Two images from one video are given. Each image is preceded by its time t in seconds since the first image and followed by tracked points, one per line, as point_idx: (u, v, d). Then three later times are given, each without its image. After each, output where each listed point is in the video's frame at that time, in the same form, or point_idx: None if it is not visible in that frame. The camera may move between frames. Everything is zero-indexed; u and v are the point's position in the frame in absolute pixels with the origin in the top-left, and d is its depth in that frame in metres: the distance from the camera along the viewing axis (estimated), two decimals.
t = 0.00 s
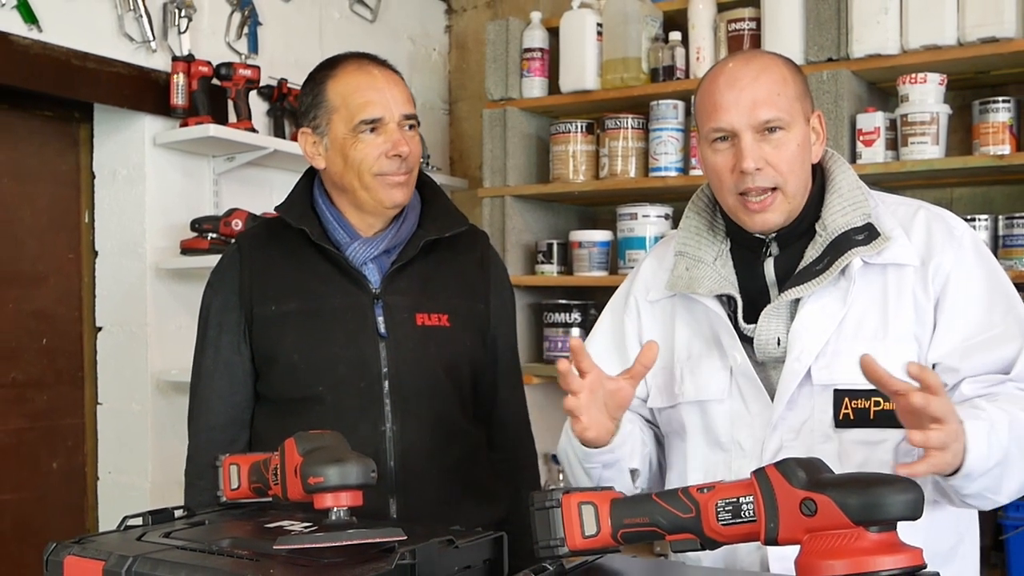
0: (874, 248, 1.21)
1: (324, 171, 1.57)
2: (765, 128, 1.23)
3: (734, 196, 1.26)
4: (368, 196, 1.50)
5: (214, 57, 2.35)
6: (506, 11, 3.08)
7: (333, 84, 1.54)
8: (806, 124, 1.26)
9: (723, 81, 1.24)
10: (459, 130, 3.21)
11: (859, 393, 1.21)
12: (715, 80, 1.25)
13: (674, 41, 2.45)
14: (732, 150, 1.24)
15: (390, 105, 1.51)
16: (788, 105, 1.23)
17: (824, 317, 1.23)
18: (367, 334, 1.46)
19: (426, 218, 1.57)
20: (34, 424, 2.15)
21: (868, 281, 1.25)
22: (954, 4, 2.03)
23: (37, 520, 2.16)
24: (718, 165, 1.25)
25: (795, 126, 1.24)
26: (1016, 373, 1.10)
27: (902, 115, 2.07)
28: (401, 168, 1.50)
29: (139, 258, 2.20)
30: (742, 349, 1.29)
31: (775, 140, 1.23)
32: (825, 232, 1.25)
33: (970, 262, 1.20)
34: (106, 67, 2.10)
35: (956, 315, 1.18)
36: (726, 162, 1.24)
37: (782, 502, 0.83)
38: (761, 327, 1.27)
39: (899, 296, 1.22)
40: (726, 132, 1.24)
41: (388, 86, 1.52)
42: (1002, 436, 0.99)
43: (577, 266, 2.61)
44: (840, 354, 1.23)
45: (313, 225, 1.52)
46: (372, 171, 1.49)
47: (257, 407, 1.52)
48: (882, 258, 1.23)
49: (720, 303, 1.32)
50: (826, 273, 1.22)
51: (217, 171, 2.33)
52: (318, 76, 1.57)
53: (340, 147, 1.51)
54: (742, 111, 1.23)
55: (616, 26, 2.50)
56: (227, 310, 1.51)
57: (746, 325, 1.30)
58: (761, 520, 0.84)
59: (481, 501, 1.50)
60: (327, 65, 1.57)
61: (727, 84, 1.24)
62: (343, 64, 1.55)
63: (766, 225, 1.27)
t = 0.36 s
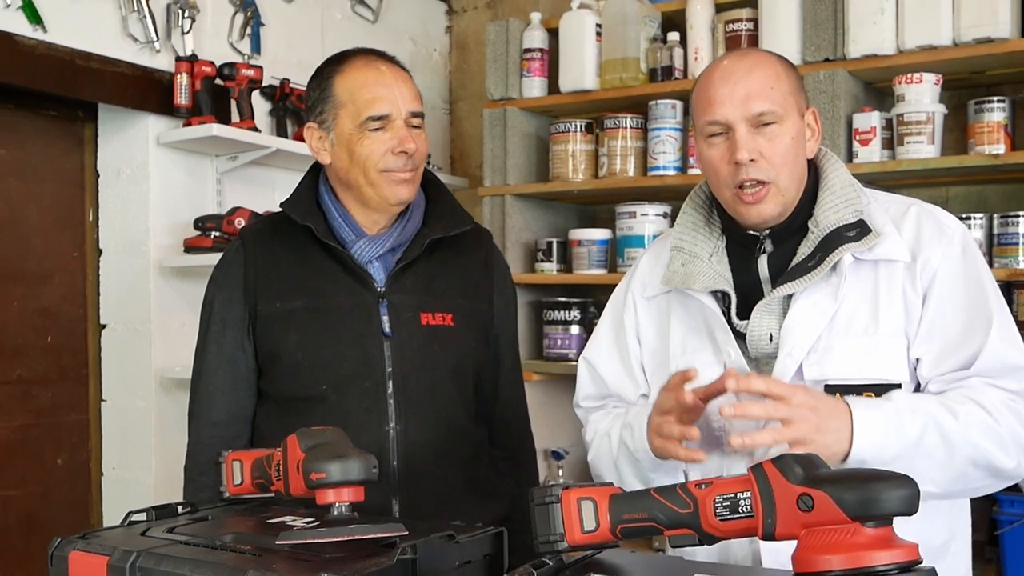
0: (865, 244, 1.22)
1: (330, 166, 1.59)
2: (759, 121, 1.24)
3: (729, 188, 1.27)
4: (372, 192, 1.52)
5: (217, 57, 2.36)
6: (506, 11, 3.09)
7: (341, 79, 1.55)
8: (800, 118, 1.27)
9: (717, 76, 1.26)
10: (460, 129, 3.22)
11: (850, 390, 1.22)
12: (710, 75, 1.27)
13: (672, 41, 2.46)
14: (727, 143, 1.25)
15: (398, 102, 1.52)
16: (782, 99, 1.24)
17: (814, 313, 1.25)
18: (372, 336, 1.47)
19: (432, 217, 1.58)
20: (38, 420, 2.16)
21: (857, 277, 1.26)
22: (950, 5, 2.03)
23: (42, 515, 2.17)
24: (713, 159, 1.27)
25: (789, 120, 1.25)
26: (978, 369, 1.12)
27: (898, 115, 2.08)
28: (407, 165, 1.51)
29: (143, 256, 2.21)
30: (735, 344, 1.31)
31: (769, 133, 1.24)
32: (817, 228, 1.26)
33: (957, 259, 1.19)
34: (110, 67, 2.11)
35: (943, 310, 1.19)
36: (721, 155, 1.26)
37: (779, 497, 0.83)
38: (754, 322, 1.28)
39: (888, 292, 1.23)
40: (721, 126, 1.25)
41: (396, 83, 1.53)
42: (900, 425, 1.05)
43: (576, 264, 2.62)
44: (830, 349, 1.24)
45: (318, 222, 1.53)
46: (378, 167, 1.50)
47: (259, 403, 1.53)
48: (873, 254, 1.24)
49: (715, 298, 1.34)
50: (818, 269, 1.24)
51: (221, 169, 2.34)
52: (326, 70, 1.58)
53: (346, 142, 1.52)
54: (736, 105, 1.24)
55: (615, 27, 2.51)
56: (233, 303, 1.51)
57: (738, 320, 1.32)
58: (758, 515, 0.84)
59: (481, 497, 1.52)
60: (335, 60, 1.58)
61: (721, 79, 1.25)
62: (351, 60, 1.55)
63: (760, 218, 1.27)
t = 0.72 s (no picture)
0: (855, 241, 1.23)
1: (330, 165, 1.60)
2: (752, 123, 1.25)
3: (723, 189, 1.28)
4: (373, 193, 1.53)
5: (221, 58, 2.37)
6: (506, 12, 3.10)
7: (341, 79, 1.55)
8: (793, 119, 1.28)
9: (710, 78, 1.27)
10: (461, 129, 3.23)
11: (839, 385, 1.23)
12: (704, 78, 1.28)
13: (671, 42, 2.47)
14: (721, 145, 1.27)
15: (397, 104, 1.53)
16: (774, 100, 1.25)
17: (803, 309, 1.26)
18: (371, 338, 1.48)
19: (433, 216, 1.60)
20: (43, 417, 2.18)
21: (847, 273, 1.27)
22: (945, 6, 2.05)
23: (47, 511, 2.19)
24: (707, 161, 1.28)
25: (782, 121, 1.26)
26: (956, 363, 1.12)
27: (895, 114, 2.09)
28: (406, 167, 1.52)
29: (146, 254, 2.23)
30: (726, 341, 1.33)
31: (762, 135, 1.25)
32: (809, 225, 1.27)
33: (944, 253, 1.20)
34: (115, 67, 2.12)
35: (931, 304, 1.20)
36: (715, 157, 1.27)
37: (776, 492, 0.84)
38: (745, 318, 1.29)
39: (877, 287, 1.24)
40: (715, 128, 1.27)
41: (396, 84, 1.54)
42: (865, 416, 1.08)
43: (575, 262, 2.63)
44: (820, 344, 1.26)
45: (318, 222, 1.54)
46: (377, 170, 1.51)
47: (259, 403, 1.55)
48: (863, 251, 1.25)
49: (707, 295, 1.36)
50: (807, 265, 1.25)
51: (223, 169, 2.36)
52: (325, 69, 1.58)
53: (346, 144, 1.54)
54: (729, 107, 1.25)
55: (614, 28, 2.53)
56: (232, 305, 1.53)
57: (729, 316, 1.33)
58: (755, 511, 0.85)
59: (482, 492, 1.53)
60: (335, 59, 1.59)
61: (714, 81, 1.27)
62: (352, 58, 1.56)
63: (754, 219, 1.29)
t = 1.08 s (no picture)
0: (856, 240, 1.25)
1: (331, 167, 1.60)
2: (743, 126, 1.26)
3: (714, 191, 1.30)
4: (377, 194, 1.54)
5: (224, 58, 2.39)
6: (506, 13, 3.11)
7: (341, 80, 1.57)
8: (786, 121, 1.28)
9: (704, 81, 1.28)
10: (461, 128, 3.24)
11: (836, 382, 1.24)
12: (699, 80, 1.29)
13: (669, 42, 2.48)
14: (712, 148, 1.28)
15: (400, 103, 1.55)
16: (765, 104, 1.26)
17: (804, 307, 1.27)
18: (374, 339, 1.49)
19: (430, 217, 1.62)
20: (48, 414, 2.19)
21: (848, 271, 1.28)
22: (941, 6, 2.06)
23: (51, 506, 2.20)
24: (699, 162, 1.29)
25: (774, 124, 1.26)
26: (980, 360, 1.13)
27: (890, 114, 2.10)
28: (411, 166, 1.54)
29: (150, 252, 2.24)
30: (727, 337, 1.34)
31: (753, 138, 1.26)
32: (810, 224, 1.28)
33: (950, 252, 1.21)
34: (119, 67, 2.13)
35: (933, 304, 1.21)
36: (705, 159, 1.28)
37: (772, 488, 0.85)
38: (745, 315, 1.30)
39: (878, 285, 1.25)
40: (707, 131, 1.28)
41: (398, 84, 1.56)
42: (918, 390, 1.04)
43: (574, 260, 2.64)
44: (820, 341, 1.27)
45: (318, 224, 1.55)
46: (382, 171, 1.52)
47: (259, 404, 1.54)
48: (863, 249, 1.26)
49: (708, 292, 1.37)
50: (807, 263, 1.26)
51: (226, 168, 2.37)
52: (324, 71, 1.60)
53: (350, 145, 1.54)
54: (720, 111, 1.26)
55: (613, 28, 2.54)
56: (231, 306, 1.52)
57: (728, 313, 1.34)
58: (752, 506, 0.86)
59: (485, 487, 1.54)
60: (332, 60, 1.60)
61: (708, 85, 1.27)
62: (351, 60, 1.58)
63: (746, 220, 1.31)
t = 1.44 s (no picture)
0: (856, 240, 1.25)
1: (322, 167, 1.61)
2: (712, 131, 1.30)
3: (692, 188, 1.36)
4: (373, 189, 1.55)
5: (226, 58, 2.40)
6: (506, 14, 3.12)
7: (329, 79, 1.58)
8: (761, 129, 1.29)
9: (697, 82, 1.34)
10: (461, 128, 3.25)
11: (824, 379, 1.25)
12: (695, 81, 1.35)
13: (668, 43, 2.49)
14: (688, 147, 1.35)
15: (390, 99, 1.57)
16: (736, 112, 1.29)
17: (799, 304, 1.29)
18: (375, 333, 1.51)
19: (420, 213, 1.64)
20: (53, 410, 2.21)
21: (846, 270, 1.28)
22: (937, 7, 2.07)
23: (56, 502, 2.21)
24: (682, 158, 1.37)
25: (743, 132, 1.28)
26: (939, 358, 1.12)
27: (887, 114, 2.11)
28: (404, 160, 1.56)
29: (154, 250, 2.25)
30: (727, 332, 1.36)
31: (720, 143, 1.30)
32: (814, 223, 1.28)
33: (946, 252, 1.20)
34: (123, 68, 2.14)
35: (919, 303, 1.20)
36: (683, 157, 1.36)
37: (770, 483, 0.85)
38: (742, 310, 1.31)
39: (871, 285, 1.25)
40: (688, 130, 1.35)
41: (387, 81, 1.58)
42: (837, 378, 1.06)
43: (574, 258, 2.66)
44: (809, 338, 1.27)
45: (313, 223, 1.55)
46: (377, 165, 1.54)
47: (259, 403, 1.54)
48: (863, 250, 1.26)
49: (712, 286, 1.39)
50: (807, 261, 1.27)
51: (229, 167, 2.38)
52: (310, 73, 1.61)
53: (343, 143, 1.55)
54: (693, 113, 1.32)
55: (612, 29, 2.55)
56: (228, 308, 1.51)
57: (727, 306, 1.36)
58: (750, 502, 0.86)
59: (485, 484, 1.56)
60: (316, 62, 1.62)
61: (696, 86, 1.34)
62: (335, 60, 1.60)
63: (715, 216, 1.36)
